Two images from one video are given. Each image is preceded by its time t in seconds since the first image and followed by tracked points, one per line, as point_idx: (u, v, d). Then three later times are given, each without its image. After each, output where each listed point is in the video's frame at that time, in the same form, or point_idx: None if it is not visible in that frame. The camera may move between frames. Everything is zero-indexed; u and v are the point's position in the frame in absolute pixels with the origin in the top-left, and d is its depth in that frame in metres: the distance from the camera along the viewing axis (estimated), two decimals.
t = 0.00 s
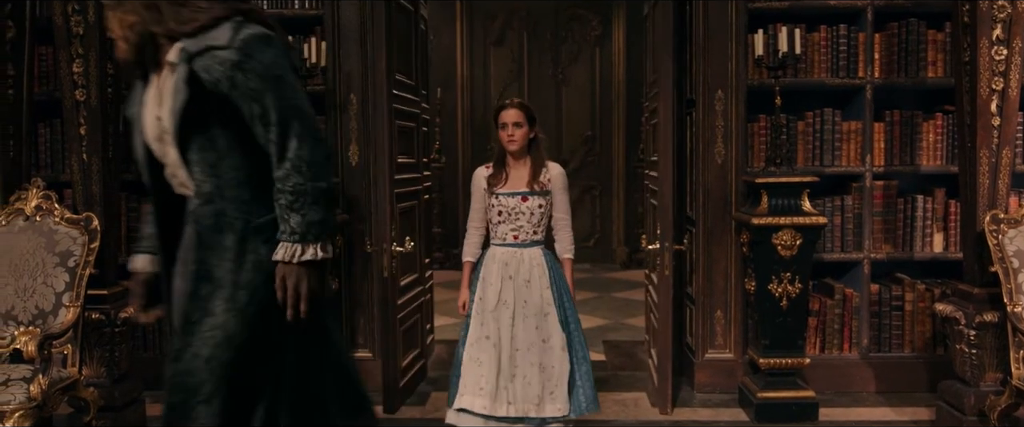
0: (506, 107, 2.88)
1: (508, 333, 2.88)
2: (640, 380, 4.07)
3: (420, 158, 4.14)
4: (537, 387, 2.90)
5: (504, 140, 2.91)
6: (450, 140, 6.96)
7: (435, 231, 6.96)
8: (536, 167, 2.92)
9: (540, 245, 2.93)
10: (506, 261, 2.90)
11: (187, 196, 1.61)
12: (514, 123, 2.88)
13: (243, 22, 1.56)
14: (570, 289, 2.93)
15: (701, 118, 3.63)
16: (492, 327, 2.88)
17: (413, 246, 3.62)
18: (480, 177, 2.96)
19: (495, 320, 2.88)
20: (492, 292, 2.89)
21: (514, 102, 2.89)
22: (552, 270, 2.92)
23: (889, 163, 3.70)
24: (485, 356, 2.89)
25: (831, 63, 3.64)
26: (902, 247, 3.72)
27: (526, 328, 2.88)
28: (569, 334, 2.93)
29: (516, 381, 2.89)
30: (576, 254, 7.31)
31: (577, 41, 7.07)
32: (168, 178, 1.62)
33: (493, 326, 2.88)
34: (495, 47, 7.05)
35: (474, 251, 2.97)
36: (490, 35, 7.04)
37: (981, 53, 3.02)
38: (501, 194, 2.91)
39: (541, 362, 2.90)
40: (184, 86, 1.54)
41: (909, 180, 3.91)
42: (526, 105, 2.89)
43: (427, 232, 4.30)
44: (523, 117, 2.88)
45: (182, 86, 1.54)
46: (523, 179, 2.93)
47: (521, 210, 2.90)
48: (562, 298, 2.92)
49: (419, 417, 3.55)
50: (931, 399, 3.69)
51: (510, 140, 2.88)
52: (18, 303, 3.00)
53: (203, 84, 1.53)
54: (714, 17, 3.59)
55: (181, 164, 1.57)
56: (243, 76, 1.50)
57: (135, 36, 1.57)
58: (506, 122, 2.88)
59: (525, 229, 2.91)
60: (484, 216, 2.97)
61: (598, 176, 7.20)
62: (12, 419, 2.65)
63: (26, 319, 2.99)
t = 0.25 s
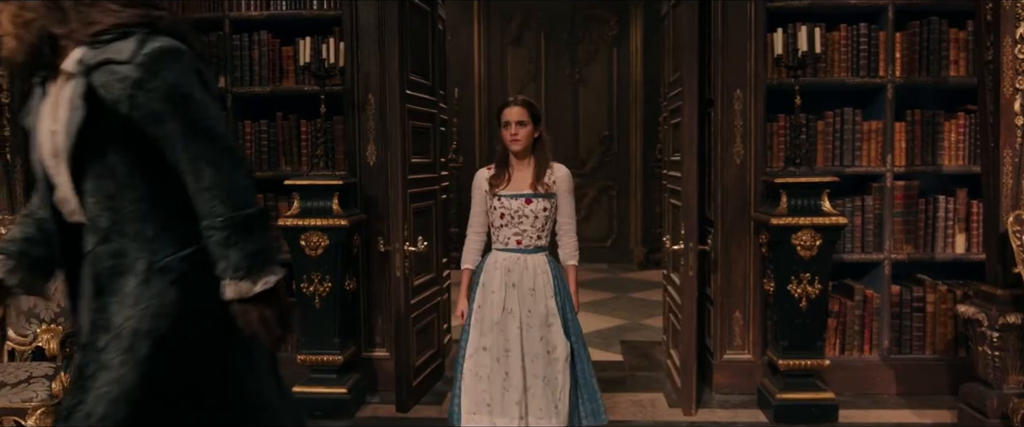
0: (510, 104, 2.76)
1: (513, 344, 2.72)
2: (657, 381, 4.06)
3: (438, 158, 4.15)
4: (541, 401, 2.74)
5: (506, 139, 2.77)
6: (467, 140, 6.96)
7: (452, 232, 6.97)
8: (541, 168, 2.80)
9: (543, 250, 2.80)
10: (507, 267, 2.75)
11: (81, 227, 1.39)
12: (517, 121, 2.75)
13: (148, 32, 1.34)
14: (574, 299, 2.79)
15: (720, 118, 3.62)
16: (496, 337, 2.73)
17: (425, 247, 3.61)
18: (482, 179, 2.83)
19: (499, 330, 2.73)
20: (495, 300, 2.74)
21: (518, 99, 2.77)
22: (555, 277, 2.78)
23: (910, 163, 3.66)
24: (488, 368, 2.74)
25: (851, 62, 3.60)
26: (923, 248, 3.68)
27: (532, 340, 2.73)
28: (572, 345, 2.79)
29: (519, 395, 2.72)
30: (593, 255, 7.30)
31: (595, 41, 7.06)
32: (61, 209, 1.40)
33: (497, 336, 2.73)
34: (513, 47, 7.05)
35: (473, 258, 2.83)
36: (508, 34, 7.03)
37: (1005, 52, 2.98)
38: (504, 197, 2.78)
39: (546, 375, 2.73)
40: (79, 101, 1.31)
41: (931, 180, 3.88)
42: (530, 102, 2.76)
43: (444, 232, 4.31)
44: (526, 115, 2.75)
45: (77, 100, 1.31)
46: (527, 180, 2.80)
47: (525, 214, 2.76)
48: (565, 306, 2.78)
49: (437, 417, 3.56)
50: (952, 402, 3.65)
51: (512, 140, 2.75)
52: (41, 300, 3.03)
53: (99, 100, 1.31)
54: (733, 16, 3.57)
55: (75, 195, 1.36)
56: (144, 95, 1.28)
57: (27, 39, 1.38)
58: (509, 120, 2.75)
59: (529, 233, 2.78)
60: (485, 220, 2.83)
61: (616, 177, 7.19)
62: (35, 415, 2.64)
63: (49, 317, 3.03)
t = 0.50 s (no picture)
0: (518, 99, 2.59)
1: (512, 349, 2.52)
2: (676, 382, 4.04)
3: (457, 159, 4.15)
4: (541, 412, 2.53)
5: (514, 136, 2.59)
6: (486, 139, 6.97)
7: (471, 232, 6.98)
8: (550, 165, 2.60)
9: (552, 253, 2.61)
10: (514, 269, 2.56)
11: None
12: (526, 117, 2.57)
13: None
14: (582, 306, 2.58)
15: (740, 118, 3.59)
16: (496, 342, 2.53)
17: (439, 247, 3.62)
18: (489, 177, 2.62)
19: (500, 335, 2.53)
20: (498, 302, 2.54)
21: (526, 94, 2.60)
22: (565, 281, 2.57)
23: (934, 163, 3.62)
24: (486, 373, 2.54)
25: (874, 61, 3.57)
26: (947, 249, 3.64)
27: (532, 346, 2.52)
28: (579, 355, 2.56)
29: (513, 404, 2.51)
30: (612, 255, 7.28)
31: (614, 40, 7.04)
32: None
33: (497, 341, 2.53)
34: (532, 46, 7.05)
35: (480, 259, 2.63)
36: (527, 34, 7.03)
37: None
38: (511, 196, 2.58)
39: (544, 385, 2.53)
40: None
41: (955, 181, 3.83)
42: (539, 97, 2.59)
43: (464, 232, 4.32)
44: (536, 111, 2.58)
45: None
46: (536, 179, 2.60)
47: (534, 214, 2.56)
48: (573, 313, 2.56)
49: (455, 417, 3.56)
50: (977, 405, 3.60)
51: (520, 136, 2.57)
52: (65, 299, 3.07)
53: None
54: (754, 14, 3.55)
55: None
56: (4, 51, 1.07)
57: None
58: (517, 115, 2.58)
59: (537, 234, 2.58)
60: (492, 221, 2.63)
61: (635, 177, 7.16)
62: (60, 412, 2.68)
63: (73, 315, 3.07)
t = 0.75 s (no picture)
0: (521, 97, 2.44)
1: (513, 356, 2.45)
2: (689, 383, 4.03)
3: (469, 159, 4.16)
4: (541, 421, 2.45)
5: (517, 137, 2.46)
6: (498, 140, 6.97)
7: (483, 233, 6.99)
8: (555, 167, 2.48)
9: (558, 256, 2.50)
10: (517, 275, 2.46)
11: None
12: (529, 117, 2.43)
13: None
14: (589, 312, 2.48)
15: (753, 118, 3.58)
16: (498, 349, 2.45)
17: (449, 248, 3.63)
18: (491, 180, 2.51)
19: (502, 342, 2.45)
20: (499, 308, 2.46)
21: (530, 92, 2.45)
22: (570, 287, 2.48)
23: (950, 163, 3.59)
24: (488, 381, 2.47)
25: (889, 61, 3.55)
26: (963, 250, 3.61)
27: (534, 353, 2.45)
28: (584, 363, 2.47)
29: (514, 414, 2.44)
30: (625, 256, 7.26)
31: (626, 41, 7.03)
32: None
33: (499, 348, 2.45)
34: (544, 47, 7.05)
35: (486, 264, 2.52)
36: (539, 35, 7.03)
37: None
38: (515, 200, 2.47)
39: (545, 393, 2.46)
40: None
41: (971, 181, 3.80)
42: (543, 95, 2.44)
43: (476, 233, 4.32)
44: (539, 110, 2.44)
45: None
46: (540, 181, 2.48)
47: (538, 218, 2.46)
48: (579, 319, 2.47)
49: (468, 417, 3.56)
50: (993, 408, 3.57)
51: (523, 137, 2.44)
52: (82, 299, 3.11)
53: None
54: (767, 15, 3.54)
55: None
56: None
57: None
58: (520, 115, 2.43)
59: (542, 238, 2.47)
60: (497, 224, 2.53)
61: (648, 177, 7.15)
62: (76, 411, 2.74)
63: (90, 315, 3.10)
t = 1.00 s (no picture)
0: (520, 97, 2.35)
1: (513, 365, 2.34)
2: (694, 384, 4.02)
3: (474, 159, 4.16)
4: None
5: (515, 137, 2.36)
6: (504, 140, 6.97)
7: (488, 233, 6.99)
8: (555, 169, 2.37)
9: (559, 261, 2.40)
10: (517, 281, 2.36)
11: None
12: (527, 116, 2.33)
13: None
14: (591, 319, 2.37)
15: (759, 119, 3.58)
16: (498, 357, 2.35)
17: (453, 248, 3.63)
18: (490, 183, 2.42)
19: (502, 350, 2.34)
20: (499, 316, 2.35)
21: (529, 92, 2.35)
22: (572, 293, 2.37)
23: (957, 164, 3.58)
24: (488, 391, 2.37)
25: (895, 61, 3.54)
26: (969, 251, 3.60)
27: (535, 362, 2.34)
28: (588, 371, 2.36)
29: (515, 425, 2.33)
30: (630, 256, 7.26)
31: (632, 41, 7.02)
32: None
33: (499, 357, 2.35)
34: (549, 47, 7.04)
35: (485, 268, 2.43)
36: (545, 35, 7.02)
37: None
38: (513, 203, 2.37)
39: (548, 403, 2.35)
40: None
41: (978, 182, 3.79)
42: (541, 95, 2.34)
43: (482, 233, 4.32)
44: (538, 110, 2.34)
45: None
46: (540, 183, 2.37)
47: (537, 222, 2.35)
48: (582, 327, 2.36)
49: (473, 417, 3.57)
50: (1000, 409, 3.56)
51: (521, 137, 2.34)
52: (88, 299, 3.12)
53: None
54: (773, 15, 3.53)
55: None
56: None
57: None
58: (518, 115, 2.34)
59: (541, 243, 2.37)
60: (496, 228, 2.43)
61: (653, 178, 7.14)
62: (83, 410, 2.75)
63: (96, 314, 3.11)
